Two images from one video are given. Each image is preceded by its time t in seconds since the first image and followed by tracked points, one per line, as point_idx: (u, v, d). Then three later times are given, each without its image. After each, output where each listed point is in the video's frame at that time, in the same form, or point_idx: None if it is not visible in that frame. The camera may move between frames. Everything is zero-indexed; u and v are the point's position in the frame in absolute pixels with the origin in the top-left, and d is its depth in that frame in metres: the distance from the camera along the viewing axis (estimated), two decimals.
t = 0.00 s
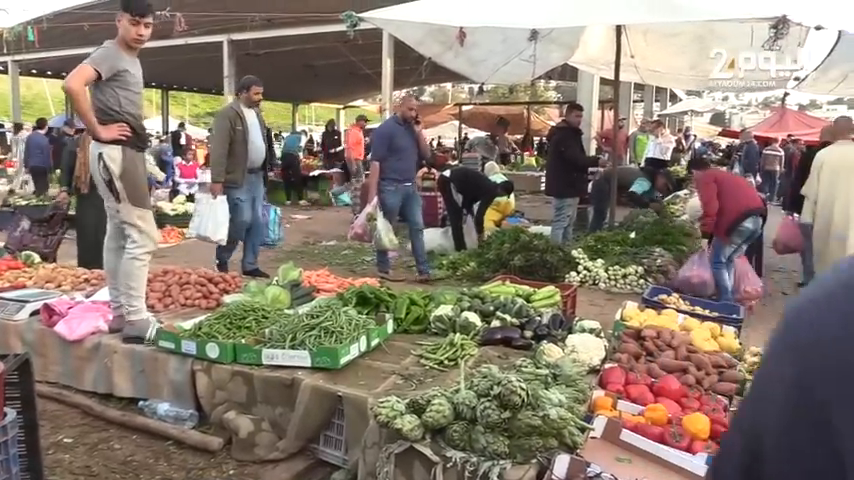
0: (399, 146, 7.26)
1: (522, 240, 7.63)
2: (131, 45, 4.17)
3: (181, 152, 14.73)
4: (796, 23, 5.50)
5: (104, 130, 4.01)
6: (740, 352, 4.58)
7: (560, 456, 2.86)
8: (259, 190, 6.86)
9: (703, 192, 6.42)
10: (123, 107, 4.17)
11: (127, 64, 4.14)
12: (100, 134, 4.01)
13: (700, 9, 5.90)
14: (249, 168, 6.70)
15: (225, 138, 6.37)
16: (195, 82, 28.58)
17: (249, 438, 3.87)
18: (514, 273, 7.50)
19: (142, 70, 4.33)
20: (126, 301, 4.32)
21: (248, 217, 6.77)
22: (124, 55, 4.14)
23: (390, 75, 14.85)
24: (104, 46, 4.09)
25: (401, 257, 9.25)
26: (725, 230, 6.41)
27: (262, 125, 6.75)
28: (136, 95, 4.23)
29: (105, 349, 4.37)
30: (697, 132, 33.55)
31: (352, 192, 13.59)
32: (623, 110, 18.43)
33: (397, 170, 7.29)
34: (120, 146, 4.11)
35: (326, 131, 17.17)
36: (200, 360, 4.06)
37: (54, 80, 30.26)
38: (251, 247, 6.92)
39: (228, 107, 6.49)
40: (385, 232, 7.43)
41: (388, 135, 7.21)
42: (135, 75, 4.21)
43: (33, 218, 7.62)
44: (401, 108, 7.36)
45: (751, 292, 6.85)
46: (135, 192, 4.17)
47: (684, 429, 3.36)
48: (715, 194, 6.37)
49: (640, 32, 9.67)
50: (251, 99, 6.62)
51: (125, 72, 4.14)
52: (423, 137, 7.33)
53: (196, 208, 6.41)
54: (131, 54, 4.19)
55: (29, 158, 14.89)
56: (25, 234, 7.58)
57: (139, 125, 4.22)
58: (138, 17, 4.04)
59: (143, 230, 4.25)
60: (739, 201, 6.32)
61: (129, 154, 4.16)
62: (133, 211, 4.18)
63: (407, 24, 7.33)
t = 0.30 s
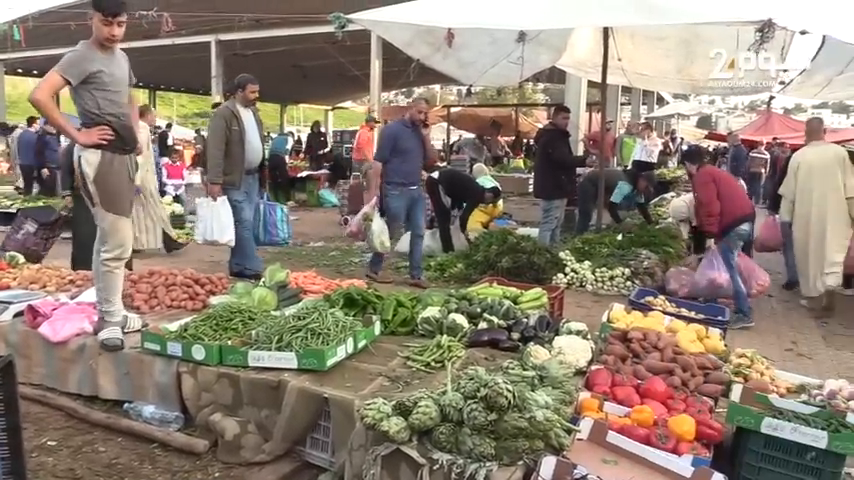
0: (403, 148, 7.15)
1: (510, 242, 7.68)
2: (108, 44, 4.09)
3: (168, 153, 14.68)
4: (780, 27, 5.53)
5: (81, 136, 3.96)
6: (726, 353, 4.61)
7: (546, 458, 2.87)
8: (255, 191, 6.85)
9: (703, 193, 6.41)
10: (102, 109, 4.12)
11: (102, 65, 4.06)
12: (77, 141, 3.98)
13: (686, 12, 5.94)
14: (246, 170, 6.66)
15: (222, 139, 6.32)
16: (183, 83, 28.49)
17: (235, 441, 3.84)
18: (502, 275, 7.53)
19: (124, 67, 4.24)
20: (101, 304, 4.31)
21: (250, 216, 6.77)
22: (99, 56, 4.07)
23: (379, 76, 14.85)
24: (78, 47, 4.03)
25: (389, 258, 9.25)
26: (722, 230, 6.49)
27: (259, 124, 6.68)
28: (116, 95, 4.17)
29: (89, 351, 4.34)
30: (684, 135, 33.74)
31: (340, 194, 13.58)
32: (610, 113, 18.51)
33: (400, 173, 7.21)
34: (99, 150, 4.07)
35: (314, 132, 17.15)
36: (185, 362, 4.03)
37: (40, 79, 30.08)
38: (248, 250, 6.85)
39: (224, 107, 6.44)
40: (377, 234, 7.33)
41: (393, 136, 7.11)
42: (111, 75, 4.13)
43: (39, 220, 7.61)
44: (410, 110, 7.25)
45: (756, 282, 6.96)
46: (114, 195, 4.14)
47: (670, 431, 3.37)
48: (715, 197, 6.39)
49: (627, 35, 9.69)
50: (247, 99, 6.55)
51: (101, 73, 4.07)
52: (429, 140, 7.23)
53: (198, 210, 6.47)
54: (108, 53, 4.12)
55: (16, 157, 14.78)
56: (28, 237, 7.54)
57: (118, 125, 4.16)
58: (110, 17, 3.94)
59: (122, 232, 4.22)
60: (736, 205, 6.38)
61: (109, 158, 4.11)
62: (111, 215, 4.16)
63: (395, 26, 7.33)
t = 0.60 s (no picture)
0: (408, 147, 6.99)
1: (500, 243, 7.68)
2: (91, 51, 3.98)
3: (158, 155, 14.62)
4: (769, 29, 5.55)
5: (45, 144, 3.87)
6: (715, 354, 4.63)
7: (536, 460, 2.89)
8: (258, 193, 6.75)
9: (718, 197, 6.33)
10: (76, 118, 4.03)
11: (78, 72, 3.95)
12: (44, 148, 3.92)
13: (677, 13, 5.94)
14: (245, 172, 6.55)
15: (217, 144, 6.24)
16: (172, 85, 28.43)
17: (224, 444, 3.82)
18: (492, 276, 7.53)
19: (110, 75, 4.12)
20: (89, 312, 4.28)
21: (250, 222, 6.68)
22: (79, 63, 3.97)
23: (368, 78, 14.83)
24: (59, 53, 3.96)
25: (379, 259, 9.23)
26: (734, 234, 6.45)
27: (256, 125, 6.57)
28: (91, 104, 4.05)
29: (77, 354, 4.30)
30: (673, 137, 33.85)
31: (330, 195, 13.56)
32: (600, 114, 18.59)
33: (407, 172, 7.05)
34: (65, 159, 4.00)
35: (303, 133, 17.12)
36: (174, 365, 4.01)
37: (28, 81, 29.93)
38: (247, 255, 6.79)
39: (217, 112, 6.34)
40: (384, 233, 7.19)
41: (397, 137, 6.99)
42: (89, 83, 4.01)
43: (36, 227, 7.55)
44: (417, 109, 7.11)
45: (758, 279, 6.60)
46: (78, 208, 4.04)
47: (659, 432, 3.37)
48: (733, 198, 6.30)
49: (616, 37, 9.69)
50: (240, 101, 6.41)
51: (76, 81, 3.96)
52: (436, 139, 7.08)
53: (202, 219, 6.29)
54: (90, 61, 4.01)
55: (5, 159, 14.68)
56: (24, 242, 7.49)
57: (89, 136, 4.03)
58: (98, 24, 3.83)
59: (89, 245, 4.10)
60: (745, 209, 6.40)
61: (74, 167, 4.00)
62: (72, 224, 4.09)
63: (385, 28, 7.31)
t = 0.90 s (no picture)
0: (410, 153, 6.98)
1: (488, 244, 7.69)
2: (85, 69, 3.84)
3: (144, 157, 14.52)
4: (753, 31, 5.58)
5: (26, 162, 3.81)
6: (701, 354, 4.65)
7: (524, 461, 2.89)
8: (256, 196, 6.64)
9: (723, 199, 6.30)
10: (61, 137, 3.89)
11: (66, 90, 3.81)
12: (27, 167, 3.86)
13: (662, 15, 5.97)
14: (243, 173, 6.47)
15: (214, 145, 6.17)
16: (158, 85, 28.25)
17: (211, 447, 3.79)
18: (480, 277, 7.54)
19: (106, 97, 3.95)
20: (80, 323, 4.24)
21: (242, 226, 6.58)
22: (72, 81, 3.85)
23: (356, 79, 14.81)
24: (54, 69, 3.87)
25: (366, 261, 9.20)
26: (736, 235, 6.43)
27: (253, 126, 6.51)
28: (78, 124, 3.88)
29: (62, 357, 4.27)
30: (660, 138, 34.02)
31: (317, 197, 13.51)
32: (587, 116, 18.65)
33: (410, 176, 7.04)
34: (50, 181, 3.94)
35: (290, 135, 17.06)
36: (160, 368, 3.98)
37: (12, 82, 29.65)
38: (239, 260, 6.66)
39: (213, 113, 6.27)
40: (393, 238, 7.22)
41: (399, 142, 6.98)
42: (78, 102, 3.86)
43: (20, 229, 7.47)
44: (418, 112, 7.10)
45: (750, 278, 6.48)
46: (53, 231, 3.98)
47: (646, 432, 3.38)
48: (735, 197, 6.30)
49: (603, 39, 9.73)
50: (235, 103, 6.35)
51: (63, 99, 3.82)
52: (438, 143, 7.04)
53: (200, 222, 6.26)
54: (84, 80, 3.87)
55: None
56: (8, 245, 7.42)
57: (70, 158, 3.90)
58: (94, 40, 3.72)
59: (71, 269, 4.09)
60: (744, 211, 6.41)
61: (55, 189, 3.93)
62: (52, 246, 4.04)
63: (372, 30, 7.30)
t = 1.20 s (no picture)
0: (424, 155, 6.77)
1: (477, 245, 7.69)
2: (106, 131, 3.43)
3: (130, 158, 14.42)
4: (740, 31, 5.61)
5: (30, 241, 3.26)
6: (689, 353, 4.66)
7: (513, 461, 2.89)
8: (257, 200, 6.54)
9: (717, 202, 6.33)
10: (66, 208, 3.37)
11: (76, 151, 3.35)
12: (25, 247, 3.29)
13: (650, 15, 5.98)
14: (245, 176, 6.39)
15: (217, 145, 6.07)
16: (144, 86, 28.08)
17: (198, 450, 3.76)
18: (469, 278, 7.53)
19: (121, 164, 3.51)
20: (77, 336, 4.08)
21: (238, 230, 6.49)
22: (83, 143, 3.38)
23: (344, 79, 14.78)
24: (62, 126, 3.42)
25: (354, 262, 9.18)
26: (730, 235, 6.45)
27: (258, 128, 6.41)
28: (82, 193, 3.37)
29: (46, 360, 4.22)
30: (648, 139, 34.18)
31: (306, 198, 13.47)
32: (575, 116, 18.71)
33: (423, 180, 6.83)
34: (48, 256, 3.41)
35: (278, 136, 16.99)
36: (146, 371, 3.95)
37: None
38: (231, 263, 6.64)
39: (219, 112, 6.18)
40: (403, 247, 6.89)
41: (411, 144, 6.75)
42: (86, 164, 3.37)
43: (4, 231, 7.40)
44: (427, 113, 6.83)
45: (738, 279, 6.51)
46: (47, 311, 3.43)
47: (635, 431, 3.38)
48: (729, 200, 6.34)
49: (591, 40, 9.76)
50: (242, 104, 6.25)
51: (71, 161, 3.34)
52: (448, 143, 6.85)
53: (195, 222, 6.19)
54: (99, 143, 3.43)
55: None
56: None
57: (69, 231, 3.39)
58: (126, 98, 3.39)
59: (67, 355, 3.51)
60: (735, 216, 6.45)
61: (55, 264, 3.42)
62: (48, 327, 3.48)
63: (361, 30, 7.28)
